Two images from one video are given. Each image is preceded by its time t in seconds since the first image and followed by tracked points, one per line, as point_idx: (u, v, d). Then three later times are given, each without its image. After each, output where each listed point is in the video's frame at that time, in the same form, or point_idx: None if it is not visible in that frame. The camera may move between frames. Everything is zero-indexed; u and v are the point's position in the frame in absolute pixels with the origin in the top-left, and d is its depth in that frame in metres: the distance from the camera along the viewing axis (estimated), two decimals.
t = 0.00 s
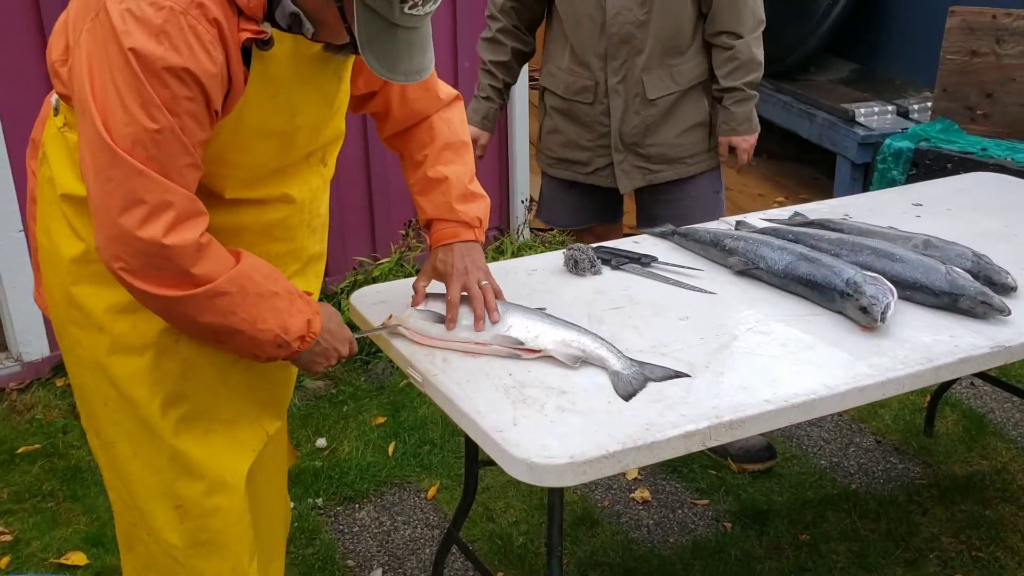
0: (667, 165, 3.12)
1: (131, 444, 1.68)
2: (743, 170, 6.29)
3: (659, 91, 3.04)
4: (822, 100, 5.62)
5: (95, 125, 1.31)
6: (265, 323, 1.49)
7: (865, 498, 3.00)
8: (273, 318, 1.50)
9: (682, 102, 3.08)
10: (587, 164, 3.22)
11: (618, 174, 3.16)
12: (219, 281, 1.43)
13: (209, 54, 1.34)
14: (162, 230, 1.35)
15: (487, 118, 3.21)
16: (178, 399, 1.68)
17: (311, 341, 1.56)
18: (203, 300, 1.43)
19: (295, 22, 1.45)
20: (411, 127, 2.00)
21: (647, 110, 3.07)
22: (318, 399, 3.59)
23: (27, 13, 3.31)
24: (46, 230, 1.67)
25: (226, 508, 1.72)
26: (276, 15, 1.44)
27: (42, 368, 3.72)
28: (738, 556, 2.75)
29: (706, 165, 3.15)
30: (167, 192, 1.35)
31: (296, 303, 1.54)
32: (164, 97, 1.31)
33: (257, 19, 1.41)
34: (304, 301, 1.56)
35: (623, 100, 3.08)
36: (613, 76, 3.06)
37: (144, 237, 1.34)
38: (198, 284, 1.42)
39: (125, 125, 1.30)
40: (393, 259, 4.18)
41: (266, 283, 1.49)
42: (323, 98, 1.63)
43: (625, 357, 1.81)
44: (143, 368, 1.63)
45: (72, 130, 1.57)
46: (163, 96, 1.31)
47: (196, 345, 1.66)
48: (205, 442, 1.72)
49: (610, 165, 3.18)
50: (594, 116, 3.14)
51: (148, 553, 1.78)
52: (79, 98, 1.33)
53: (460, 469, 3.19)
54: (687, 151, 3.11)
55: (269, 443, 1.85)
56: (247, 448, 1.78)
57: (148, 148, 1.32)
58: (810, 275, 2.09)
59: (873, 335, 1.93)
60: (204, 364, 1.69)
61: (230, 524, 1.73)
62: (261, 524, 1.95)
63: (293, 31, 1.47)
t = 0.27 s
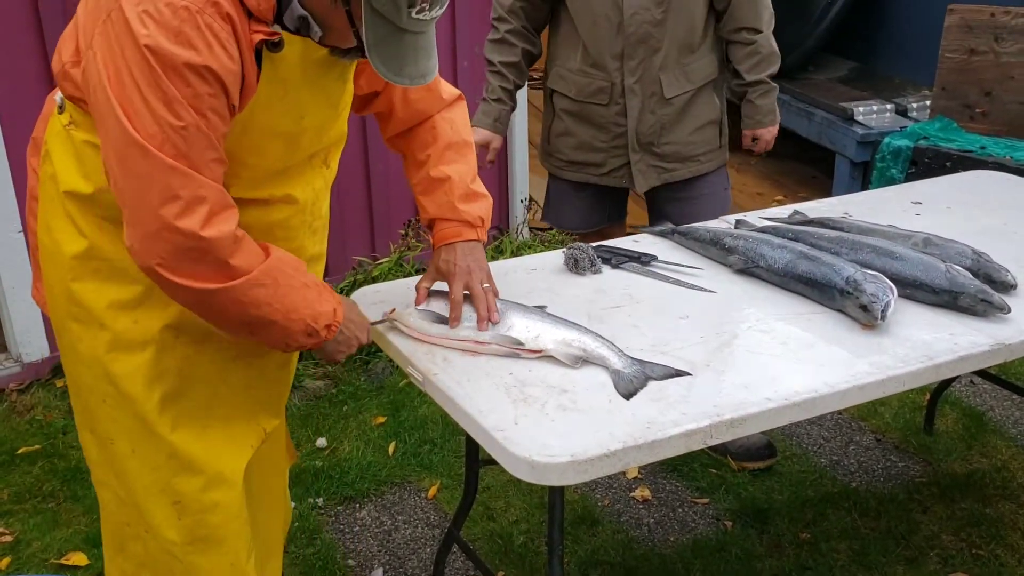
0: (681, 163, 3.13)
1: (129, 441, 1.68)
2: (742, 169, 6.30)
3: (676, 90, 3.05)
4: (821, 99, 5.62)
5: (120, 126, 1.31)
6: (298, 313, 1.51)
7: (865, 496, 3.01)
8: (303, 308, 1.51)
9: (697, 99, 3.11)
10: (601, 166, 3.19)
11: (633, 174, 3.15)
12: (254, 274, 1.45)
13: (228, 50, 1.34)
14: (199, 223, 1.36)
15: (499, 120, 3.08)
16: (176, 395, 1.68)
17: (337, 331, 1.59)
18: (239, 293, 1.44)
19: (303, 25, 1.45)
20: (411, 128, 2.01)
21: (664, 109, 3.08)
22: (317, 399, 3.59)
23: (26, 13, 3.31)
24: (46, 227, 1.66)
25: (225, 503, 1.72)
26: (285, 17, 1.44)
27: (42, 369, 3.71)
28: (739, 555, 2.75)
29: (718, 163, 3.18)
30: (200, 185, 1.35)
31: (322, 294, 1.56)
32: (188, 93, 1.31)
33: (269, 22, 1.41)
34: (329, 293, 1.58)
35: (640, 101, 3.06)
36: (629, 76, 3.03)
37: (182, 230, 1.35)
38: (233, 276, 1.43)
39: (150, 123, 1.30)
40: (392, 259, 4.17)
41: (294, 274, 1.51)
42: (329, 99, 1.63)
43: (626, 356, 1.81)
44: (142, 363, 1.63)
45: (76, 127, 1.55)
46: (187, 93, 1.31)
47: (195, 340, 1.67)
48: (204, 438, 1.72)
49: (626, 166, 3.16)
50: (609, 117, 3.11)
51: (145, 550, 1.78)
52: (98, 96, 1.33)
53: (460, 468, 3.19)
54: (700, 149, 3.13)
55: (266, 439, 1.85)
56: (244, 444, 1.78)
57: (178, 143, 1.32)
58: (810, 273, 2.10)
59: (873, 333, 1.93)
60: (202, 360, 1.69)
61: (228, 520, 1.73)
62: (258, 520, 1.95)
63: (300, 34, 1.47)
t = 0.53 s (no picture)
0: (685, 165, 3.13)
1: (124, 440, 1.67)
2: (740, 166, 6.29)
3: (682, 92, 3.04)
4: (819, 96, 5.61)
5: (90, 105, 1.27)
6: (228, 306, 1.49)
7: (864, 493, 3.01)
8: (232, 300, 1.49)
9: (702, 101, 3.10)
10: (603, 164, 3.18)
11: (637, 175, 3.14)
12: (188, 268, 1.41)
13: (217, 49, 1.31)
14: (138, 222, 1.33)
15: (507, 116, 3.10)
16: (171, 393, 1.68)
17: (268, 322, 1.56)
18: (167, 286, 1.40)
19: (309, 23, 1.46)
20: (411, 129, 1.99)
21: (669, 111, 3.06)
22: (316, 397, 3.58)
23: (23, 10, 3.30)
24: (46, 223, 1.66)
25: (223, 502, 1.71)
26: (291, 14, 1.45)
27: (39, 367, 3.71)
28: (738, 552, 2.75)
29: (725, 165, 3.18)
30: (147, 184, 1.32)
31: (254, 287, 1.53)
32: (164, 91, 1.28)
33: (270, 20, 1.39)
34: (263, 283, 1.55)
35: (645, 102, 3.06)
36: (636, 77, 3.02)
37: (120, 228, 1.32)
38: (168, 272, 1.40)
39: (119, 112, 1.27)
40: (390, 257, 4.17)
41: (229, 269, 1.47)
42: (329, 98, 1.61)
43: (625, 353, 1.81)
44: (138, 362, 1.62)
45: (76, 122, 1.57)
46: (163, 91, 1.28)
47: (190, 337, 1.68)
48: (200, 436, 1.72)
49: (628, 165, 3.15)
50: (614, 116, 3.10)
51: (142, 547, 1.77)
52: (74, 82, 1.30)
53: (459, 466, 3.19)
54: (704, 150, 3.12)
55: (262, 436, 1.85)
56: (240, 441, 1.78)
57: (134, 139, 1.29)
58: (809, 270, 2.09)
59: (872, 330, 1.93)
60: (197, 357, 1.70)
61: (226, 517, 1.73)
62: (258, 519, 1.94)
63: (307, 33, 1.48)
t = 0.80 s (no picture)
0: (694, 171, 3.08)
1: (116, 437, 1.67)
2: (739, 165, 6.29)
3: (691, 99, 2.98)
4: (818, 94, 5.61)
5: (40, 67, 1.28)
6: (152, 301, 1.38)
7: (863, 493, 3.00)
8: (160, 297, 1.39)
9: (714, 107, 3.05)
10: (610, 166, 3.13)
11: (643, 179, 3.09)
12: (110, 251, 1.33)
13: (172, 34, 1.27)
14: (50, 193, 1.28)
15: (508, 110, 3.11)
16: (164, 398, 1.66)
17: (204, 333, 1.44)
18: (85, 265, 1.34)
19: (296, 7, 1.43)
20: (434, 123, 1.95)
21: (677, 117, 3.01)
22: (315, 396, 3.57)
23: (18, 7, 3.29)
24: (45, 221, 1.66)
25: (209, 510, 1.68)
26: None
27: (36, 366, 3.70)
28: (737, 551, 2.74)
29: (738, 173, 3.13)
30: (67, 155, 1.27)
31: (189, 291, 1.42)
32: (106, 65, 1.25)
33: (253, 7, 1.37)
34: (207, 290, 1.44)
35: (654, 107, 3.00)
36: (646, 81, 2.97)
37: (36, 198, 1.28)
38: (87, 253, 1.33)
39: (57, 79, 1.25)
40: (388, 256, 4.17)
41: (161, 264, 1.38)
42: (329, 96, 1.55)
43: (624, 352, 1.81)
44: (129, 363, 1.60)
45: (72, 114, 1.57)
46: (104, 64, 1.25)
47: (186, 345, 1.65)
48: (190, 443, 1.69)
49: (633, 168, 3.10)
50: (622, 119, 3.04)
51: (132, 546, 1.76)
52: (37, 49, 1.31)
53: (458, 465, 3.18)
54: (715, 157, 3.08)
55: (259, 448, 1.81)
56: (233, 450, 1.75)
57: (63, 111, 1.25)
58: (808, 267, 2.08)
59: (871, 327, 1.92)
60: (192, 365, 1.67)
61: (214, 525, 1.70)
62: (254, 531, 1.90)
63: (296, 18, 1.44)
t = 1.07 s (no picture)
0: (715, 175, 3.02)
1: (110, 441, 1.64)
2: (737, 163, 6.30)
3: (719, 100, 2.91)
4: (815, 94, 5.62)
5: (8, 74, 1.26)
6: (120, 320, 1.35)
7: (861, 491, 3.00)
8: (124, 315, 1.35)
9: (738, 112, 2.98)
10: (629, 167, 3.05)
11: (664, 181, 3.02)
12: (74, 265, 1.30)
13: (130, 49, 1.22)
14: (16, 203, 1.26)
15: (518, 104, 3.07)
16: (158, 407, 1.61)
17: (173, 353, 1.42)
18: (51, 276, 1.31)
19: (273, 21, 1.32)
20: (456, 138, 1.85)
21: (704, 117, 2.93)
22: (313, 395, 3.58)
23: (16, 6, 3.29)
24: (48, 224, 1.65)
25: (195, 524, 1.62)
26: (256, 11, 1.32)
27: (34, 365, 3.69)
28: (735, 549, 2.75)
29: (756, 179, 3.07)
30: (32, 165, 1.24)
31: (155, 310, 1.38)
32: (64, 77, 1.22)
33: (232, 20, 1.31)
34: (178, 312, 1.41)
35: (680, 105, 2.92)
36: (673, 79, 2.88)
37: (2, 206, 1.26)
38: (54, 264, 1.30)
39: (20, 89, 1.23)
40: (387, 256, 4.17)
41: (127, 281, 1.34)
42: (321, 115, 1.46)
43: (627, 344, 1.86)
44: (121, 368, 1.57)
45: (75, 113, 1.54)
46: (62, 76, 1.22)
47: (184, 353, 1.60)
48: (180, 456, 1.63)
49: (654, 171, 3.03)
50: (646, 117, 2.96)
51: (125, 552, 1.72)
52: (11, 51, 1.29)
53: (456, 464, 3.18)
54: (737, 162, 3.02)
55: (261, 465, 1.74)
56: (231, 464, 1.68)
57: (27, 120, 1.23)
58: (806, 266, 2.09)
59: (869, 326, 1.92)
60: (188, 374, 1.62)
61: (201, 538, 1.64)
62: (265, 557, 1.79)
63: (274, 29, 1.34)
